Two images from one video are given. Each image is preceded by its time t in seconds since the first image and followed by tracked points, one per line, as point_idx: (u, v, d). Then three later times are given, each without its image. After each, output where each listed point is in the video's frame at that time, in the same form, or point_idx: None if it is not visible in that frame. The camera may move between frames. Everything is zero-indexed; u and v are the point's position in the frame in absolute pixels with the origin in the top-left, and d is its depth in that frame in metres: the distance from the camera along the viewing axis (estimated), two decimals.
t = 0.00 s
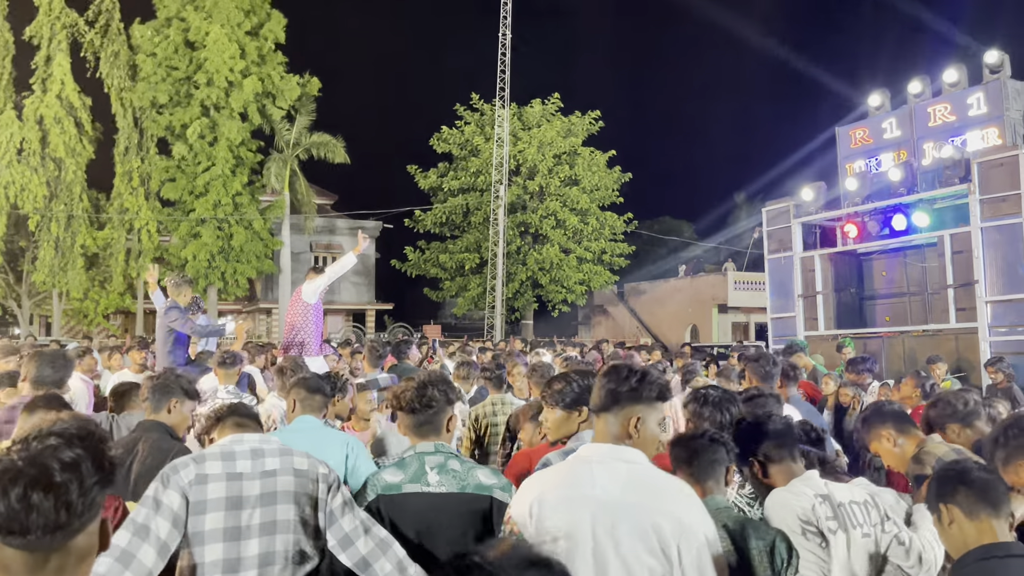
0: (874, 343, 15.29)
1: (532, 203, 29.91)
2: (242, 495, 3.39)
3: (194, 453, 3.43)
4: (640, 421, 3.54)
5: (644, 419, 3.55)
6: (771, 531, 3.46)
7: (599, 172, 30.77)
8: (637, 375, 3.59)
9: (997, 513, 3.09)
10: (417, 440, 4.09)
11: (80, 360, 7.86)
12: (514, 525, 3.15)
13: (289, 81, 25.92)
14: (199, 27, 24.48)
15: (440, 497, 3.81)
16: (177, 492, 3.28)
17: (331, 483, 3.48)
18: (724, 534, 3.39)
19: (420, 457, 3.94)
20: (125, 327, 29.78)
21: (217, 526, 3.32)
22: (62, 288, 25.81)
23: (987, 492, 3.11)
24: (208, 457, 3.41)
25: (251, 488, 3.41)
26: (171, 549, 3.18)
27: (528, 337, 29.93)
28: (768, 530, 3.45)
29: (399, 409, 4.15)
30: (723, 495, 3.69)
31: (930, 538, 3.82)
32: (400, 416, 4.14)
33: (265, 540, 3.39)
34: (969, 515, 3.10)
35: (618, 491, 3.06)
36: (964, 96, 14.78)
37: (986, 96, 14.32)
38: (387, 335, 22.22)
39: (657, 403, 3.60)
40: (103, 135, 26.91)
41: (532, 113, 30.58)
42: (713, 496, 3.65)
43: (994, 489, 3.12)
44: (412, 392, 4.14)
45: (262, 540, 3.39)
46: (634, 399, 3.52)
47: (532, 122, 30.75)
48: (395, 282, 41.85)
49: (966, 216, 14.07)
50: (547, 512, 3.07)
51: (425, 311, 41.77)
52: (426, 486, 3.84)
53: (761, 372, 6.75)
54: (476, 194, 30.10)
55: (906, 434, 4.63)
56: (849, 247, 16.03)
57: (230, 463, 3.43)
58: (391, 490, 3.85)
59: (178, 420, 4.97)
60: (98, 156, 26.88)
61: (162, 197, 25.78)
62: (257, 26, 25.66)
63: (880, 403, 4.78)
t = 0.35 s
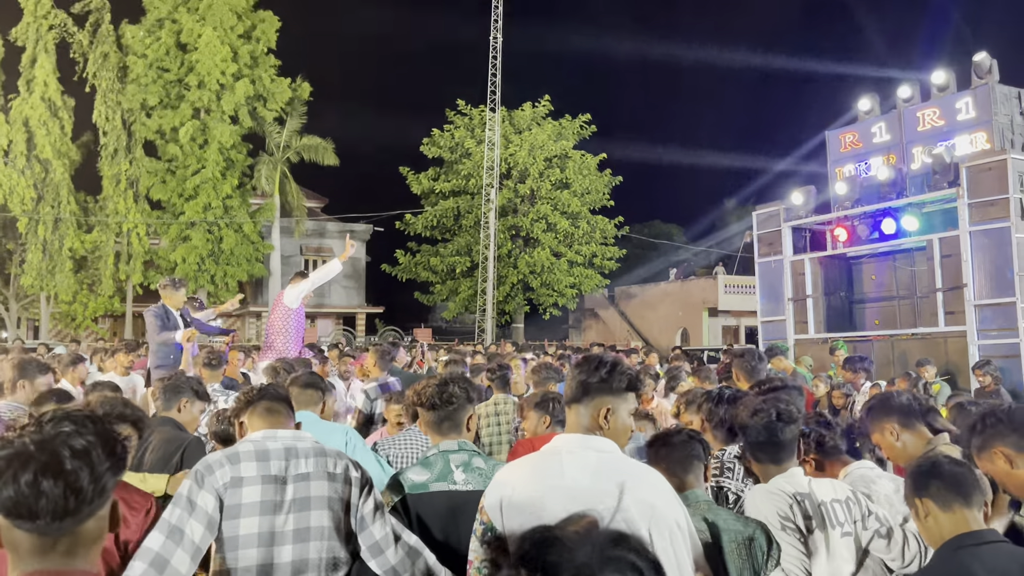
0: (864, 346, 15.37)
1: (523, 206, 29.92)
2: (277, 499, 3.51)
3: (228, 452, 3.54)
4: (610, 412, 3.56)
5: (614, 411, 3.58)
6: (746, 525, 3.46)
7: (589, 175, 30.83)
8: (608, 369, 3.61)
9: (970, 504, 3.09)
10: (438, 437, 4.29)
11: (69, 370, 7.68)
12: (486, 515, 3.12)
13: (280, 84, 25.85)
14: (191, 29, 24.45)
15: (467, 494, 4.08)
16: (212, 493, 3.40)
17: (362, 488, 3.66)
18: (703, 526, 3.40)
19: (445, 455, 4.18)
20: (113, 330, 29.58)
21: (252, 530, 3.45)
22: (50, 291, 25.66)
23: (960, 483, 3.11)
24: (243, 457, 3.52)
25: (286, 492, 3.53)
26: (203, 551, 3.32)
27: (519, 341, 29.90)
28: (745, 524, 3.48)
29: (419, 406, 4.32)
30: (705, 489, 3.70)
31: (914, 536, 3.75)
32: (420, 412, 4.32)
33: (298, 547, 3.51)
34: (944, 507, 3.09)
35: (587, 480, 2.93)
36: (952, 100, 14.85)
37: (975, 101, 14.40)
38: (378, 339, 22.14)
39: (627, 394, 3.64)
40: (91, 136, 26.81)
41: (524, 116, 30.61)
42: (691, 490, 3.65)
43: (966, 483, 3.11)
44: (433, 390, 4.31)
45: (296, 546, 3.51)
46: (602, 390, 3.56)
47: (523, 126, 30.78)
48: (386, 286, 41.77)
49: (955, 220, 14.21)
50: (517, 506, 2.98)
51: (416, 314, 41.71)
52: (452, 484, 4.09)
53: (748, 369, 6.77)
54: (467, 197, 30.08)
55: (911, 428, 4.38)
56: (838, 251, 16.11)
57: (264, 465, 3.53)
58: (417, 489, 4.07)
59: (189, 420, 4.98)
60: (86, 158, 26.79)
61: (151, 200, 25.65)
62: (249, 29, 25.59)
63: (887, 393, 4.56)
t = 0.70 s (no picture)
0: (859, 346, 15.41)
1: (518, 207, 29.93)
2: (290, 495, 3.56)
3: (241, 450, 3.59)
4: (639, 409, 3.56)
5: (643, 406, 3.58)
6: (790, 528, 3.48)
7: (585, 176, 30.84)
8: (629, 365, 3.58)
9: None
10: (443, 438, 4.34)
11: (58, 369, 7.66)
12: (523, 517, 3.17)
13: (275, 86, 25.84)
14: (186, 30, 24.41)
15: (474, 493, 4.05)
16: (226, 490, 3.47)
17: (373, 482, 3.70)
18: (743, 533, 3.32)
19: (450, 454, 4.16)
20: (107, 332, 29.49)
21: (266, 526, 3.50)
22: (43, 292, 25.60)
23: None
24: (255, 455, 3.58)
25: (298, 487, 3.58)
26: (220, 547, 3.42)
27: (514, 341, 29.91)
28: (785, 526, 3.50)
29: (424, 408, 4.39)
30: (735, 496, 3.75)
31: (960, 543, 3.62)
32: (424, 413, 4.39)
33: (312, 541, 3.56)
34: (1012, 508, 3.10)
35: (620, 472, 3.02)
36: (946, 100, 14.91)
37: (968, 101, 14.46)
38: (373, 340, 22.12)
39: (655, 388, 3.62)
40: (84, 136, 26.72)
41: (519, 117, 30.63)
42: (723, 494, 3.68)
43: None
44: (438, 392, 4.38)
45: (309, 540, 3.56)
46: (629, 387, 3.54)
47: (518, 126, 30.79)
48: (381, 287, 41.73)
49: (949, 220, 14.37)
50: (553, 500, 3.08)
51: (411, 315, 41.68)
52: (457, 484, 4.07)
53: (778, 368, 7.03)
54: (463, 198, 30.07)
55: (948, 425, 4.38)
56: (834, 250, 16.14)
57: (276, 462, 3.59)
58: (423, 488, 4.07)
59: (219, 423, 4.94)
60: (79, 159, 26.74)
61: (145, 201, 25.57)
62: (244, 30, 25.55)
63: (929, 386, 4.51)
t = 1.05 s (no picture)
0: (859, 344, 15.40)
1: (517, 206, 29.92)
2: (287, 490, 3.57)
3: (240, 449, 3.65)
4: (707, 420, 3.50)
5: (710, 417, 3.51)
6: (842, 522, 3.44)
7: (584, 175, 30.84)
8: (696, 376, 3.54)
9: None
10: (446, 432, 4.31)
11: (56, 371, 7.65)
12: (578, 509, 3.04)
13: (273, 87, 25.83)
14: (184, 31, 24.41)
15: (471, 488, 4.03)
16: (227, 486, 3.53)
17: (371, 474, 3.69)
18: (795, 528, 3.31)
19: (450, 449, 4.15)
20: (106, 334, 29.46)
21: (265, 518, 3.51)
22: (42, 294, 25.61)
23: None
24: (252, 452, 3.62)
25: (294, 481, 3.59)
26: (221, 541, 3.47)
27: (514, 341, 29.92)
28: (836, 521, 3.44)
29: (431, 402, 4.38)
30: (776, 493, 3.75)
31: (1001, 532, 3.45)
32: (431, 407, 4.37)
33: (310, 532, 3.56)
34: None
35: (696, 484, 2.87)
36: (945, 97, 14.90)
37: (967, 98, 14.46)
38: (373, 340, 22.13)
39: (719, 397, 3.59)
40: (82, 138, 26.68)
41: (517, 116, 30.64)
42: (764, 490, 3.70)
43: None
44: (444, 387, 4.38)
45: (307, 532, 3.56)
46: (697, 398, 3.48)
47: (517, 126, 30.79)
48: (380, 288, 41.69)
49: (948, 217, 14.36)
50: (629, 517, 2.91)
51: (411, 315, 41.68)
52: (455, 478, 4.05)
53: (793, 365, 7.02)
54: (462, 198, 30.04)
55: (992, 415, 4.22)
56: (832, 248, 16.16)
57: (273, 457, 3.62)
58: (423, 481, 4.06)
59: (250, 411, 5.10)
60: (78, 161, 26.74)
61: (144, 203, 25.56)
62: (242, 31, 25.53)
63: (971, 377, 4.37)
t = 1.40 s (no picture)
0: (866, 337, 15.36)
1: (522, 203, 29.90)
2: (315, 491, 3.57)
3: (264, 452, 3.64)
4: (683, 419, 3.52)
5: (687, 418, 3.54)
6: (823, 519, 3.45)
7: (589, 171, 30.79)
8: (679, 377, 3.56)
9: None
10: (470, 428, 4.31)
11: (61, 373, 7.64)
12: (596, 540, 3.04)
13: (277, 87, 25.83)
14: (186, 33, 24.46)
15: (496, 483, 4.06)
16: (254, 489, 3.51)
17: (396, 473, 3.72)
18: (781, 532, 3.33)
19: (474, 444, 4.15)
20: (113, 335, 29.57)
21: (296, 520, 3.52)
22: (50, 295, 25.74)
23: None
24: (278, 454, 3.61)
25: (323, 483, 3.59)
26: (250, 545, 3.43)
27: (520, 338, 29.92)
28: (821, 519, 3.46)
29: (456, 397, 4.38)
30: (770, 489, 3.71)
31: (993, 528, 3.53)
32: (454, 401, 4.37)
33: (341, 533, 3.56)
34: None
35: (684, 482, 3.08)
36: (950, 89, 14.84)
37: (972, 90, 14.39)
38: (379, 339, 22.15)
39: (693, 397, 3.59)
40: (89, 139, 26.76)
41: (521, 113, 30.61)
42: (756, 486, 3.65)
43: None
44: (469, 381, 4.38)
45: (338, 532, 3.56)
46: (673, 400, 3.49)
47: (520, 123, 30.77)
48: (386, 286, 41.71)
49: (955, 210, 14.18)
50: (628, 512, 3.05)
51: (416, 313, 41.71)
52: (482, 473, 4.07)
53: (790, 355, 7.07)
54: (466, 195, 30.01)
55: (973, 412, 4.28)
56: (838, 242, 16.22)
57: (299, 460, 3.61)
58: (450, 477, 4.08)
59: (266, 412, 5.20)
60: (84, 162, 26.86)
61: (150, 204, 25.62)
62: (244, 32, 25.54)
63: (953, 373, 4.43)
